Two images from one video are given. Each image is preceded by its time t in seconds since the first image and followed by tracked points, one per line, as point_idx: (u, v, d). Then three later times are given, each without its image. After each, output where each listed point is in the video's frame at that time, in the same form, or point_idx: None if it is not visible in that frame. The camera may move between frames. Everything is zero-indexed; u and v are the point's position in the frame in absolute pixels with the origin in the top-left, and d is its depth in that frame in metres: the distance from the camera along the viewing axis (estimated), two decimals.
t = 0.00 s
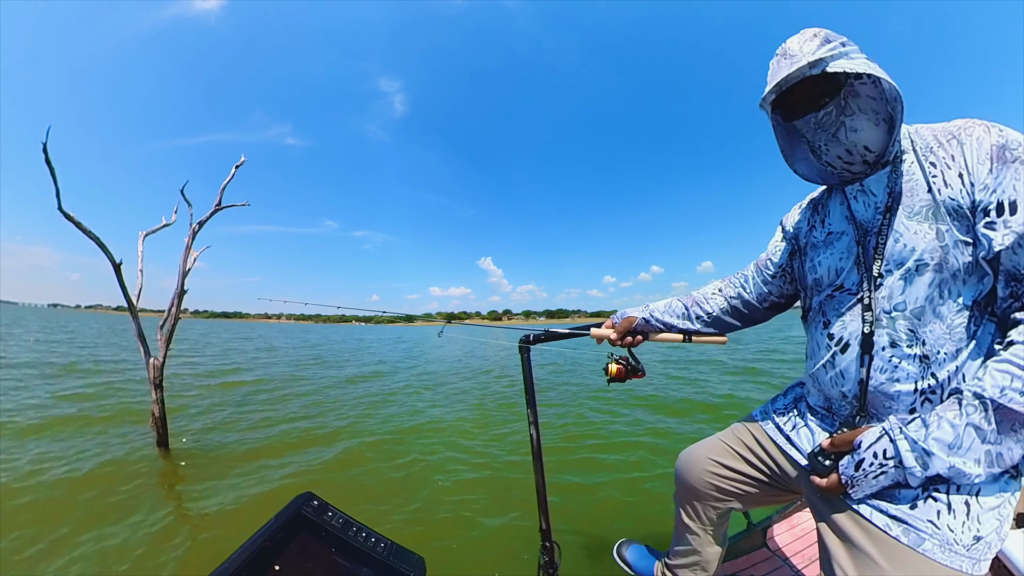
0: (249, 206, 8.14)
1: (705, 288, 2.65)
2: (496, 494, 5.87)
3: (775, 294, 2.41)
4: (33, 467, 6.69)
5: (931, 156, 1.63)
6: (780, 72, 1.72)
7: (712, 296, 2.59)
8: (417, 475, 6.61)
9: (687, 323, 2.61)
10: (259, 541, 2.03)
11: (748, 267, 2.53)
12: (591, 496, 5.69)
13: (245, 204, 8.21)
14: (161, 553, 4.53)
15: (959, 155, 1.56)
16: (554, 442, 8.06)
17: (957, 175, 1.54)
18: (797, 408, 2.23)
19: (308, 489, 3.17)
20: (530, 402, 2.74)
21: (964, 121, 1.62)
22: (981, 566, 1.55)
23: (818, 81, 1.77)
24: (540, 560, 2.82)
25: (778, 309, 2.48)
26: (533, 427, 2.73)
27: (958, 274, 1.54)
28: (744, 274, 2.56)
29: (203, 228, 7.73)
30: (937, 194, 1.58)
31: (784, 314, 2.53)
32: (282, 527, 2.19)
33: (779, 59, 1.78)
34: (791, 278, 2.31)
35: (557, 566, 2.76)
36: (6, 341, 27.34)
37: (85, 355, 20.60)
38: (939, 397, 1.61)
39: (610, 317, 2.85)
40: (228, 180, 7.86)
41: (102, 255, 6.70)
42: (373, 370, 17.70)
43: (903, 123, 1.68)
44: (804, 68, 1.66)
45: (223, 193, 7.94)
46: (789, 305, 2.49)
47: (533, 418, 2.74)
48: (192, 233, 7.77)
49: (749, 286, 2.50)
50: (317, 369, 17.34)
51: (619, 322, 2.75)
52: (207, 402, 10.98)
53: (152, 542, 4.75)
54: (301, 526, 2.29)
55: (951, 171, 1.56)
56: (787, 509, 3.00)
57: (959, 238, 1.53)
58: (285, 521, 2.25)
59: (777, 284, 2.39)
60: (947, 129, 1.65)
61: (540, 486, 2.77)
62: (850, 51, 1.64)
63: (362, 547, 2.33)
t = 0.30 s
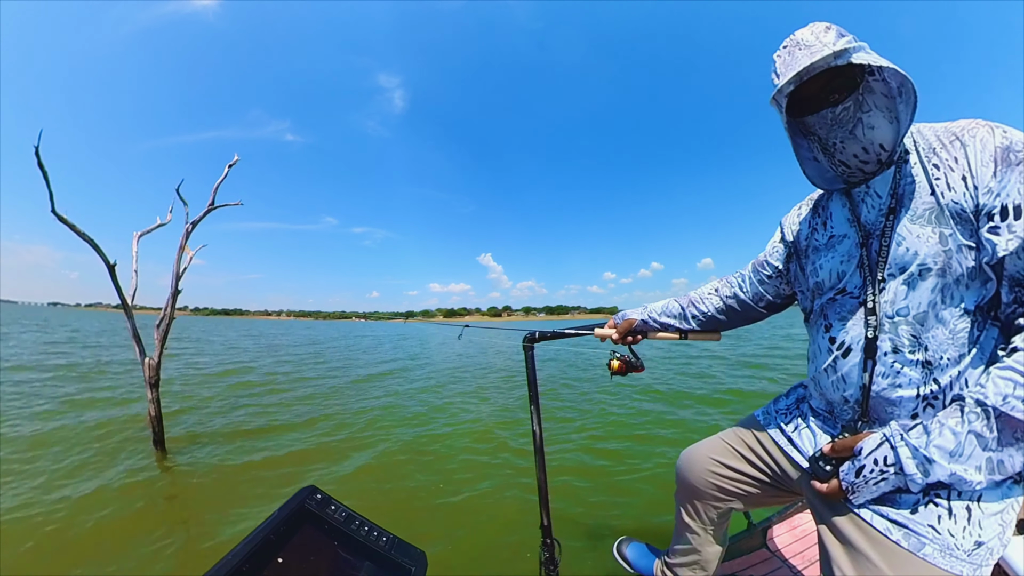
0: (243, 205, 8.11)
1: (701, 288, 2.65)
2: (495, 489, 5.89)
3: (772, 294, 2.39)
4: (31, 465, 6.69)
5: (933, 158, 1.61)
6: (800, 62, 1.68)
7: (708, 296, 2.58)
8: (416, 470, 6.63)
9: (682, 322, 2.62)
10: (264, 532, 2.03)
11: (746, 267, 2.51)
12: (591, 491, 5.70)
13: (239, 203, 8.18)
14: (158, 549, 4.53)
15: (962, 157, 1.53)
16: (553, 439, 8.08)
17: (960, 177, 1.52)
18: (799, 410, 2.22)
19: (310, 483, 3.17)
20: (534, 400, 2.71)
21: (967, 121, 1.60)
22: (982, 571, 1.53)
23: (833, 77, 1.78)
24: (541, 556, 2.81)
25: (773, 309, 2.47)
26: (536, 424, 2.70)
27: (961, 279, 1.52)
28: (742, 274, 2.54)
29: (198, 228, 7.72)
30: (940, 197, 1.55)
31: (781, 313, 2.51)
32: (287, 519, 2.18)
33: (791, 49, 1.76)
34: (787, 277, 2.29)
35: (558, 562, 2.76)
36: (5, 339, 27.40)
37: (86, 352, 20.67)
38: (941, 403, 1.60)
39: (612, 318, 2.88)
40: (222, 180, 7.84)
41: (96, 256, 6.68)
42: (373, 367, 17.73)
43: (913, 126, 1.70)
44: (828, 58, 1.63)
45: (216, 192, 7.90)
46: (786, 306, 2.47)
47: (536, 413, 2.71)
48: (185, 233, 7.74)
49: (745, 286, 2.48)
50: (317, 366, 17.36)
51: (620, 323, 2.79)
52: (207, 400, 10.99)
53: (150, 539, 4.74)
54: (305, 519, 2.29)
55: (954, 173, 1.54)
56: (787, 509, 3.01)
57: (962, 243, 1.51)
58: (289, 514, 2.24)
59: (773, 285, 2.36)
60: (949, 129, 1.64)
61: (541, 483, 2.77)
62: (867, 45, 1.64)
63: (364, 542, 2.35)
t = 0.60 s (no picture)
0: (236, 203, 8.16)
1: (707, 296, 2.64)
2: (497, 486, 5.91)
3: (781, 299, 2.39)
4: (34, 464, 6.73)
5: (937, 155, 1.61)
6: (804, 62, 1.67)
7: (716, 303, 2.58)
8: (416, 466, 6.67)
9: (691, 332, 2.61)
10: (268, 529, 2.05)
11: (752, 271, 2.51)
12: (592, 488, 5.71)
13: (231, 201, 8.24)
14: (160, 550, 4.56)
15: (966, 155, 1.53)
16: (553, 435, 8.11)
17: (963, 175, 1.52)
18: (802, 408, 2.23)
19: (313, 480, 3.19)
20: (538, 396, 2.71)
21: (971, 119, 1.60)
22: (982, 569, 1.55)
23: (837, 75, 1.76)
24: (544, 553, 2.84)
25: (782, 312, 2.48)
26: (541, 421, 2.71)
27: (963, 277, 1.53)
28: (749, 278, 2.54)
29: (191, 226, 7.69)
30: (943, 195, 1.55)
31: (790, 316, 2.52)
32: (291, 515, 2.20)
33: (794, 48, 1.74)
34: (796, 281, 2.29)
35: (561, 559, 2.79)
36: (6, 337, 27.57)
37: (88, 350, 20.76)
38: (944, 401, 1.61)
39: (617, 331, 2.82)
40: (212, 178, 7.69)
41: (90, 255, 6.71)
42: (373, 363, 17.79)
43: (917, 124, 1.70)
44: (832, 58, 1.62)
45: (208, 190, 7.91)
46: (794, 308, 2.48)
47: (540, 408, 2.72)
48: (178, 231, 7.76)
49: (753, 291, 2.49)
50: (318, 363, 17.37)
51: (626, 335, 2.72)
52: (208, 397, 11.02)
53: (152, 538, 4.77)
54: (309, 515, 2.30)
55: (957, 171, 1.54)
56: (791, 509, 3.02)
57: (965, 241, 1.51)
58: (294, 510, 2.26)
59: (782, 288, 2.37)
60: (953, 127, 1.63)
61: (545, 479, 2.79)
62: (871, 44, 1.63)
63: (369, 537, 2.37)
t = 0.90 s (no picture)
0: (231, 199, 8.23)
1: (712, 293, 2.63)
2: (499, 483, 5.94)
3: (786, 294, 2.38)
4: (38, 462, 6.76)
5: (942, 149, 1.59)
6: (810, 56, 1.65)
7: (721, 301, 2.57)
8: (418, 463, 6.71)
9: (695, 331, 2.60)
10: (274, 529, 2.05)
11: (756, 267, 2.50)
12: (594, 485, 5.72)
13: (226, 196, 8.30)
14: (163, 545, 4.59)
15: (972, 148, 1.51)
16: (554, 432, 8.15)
17: (969, 169, 1.50)
18: (807, 404, 2.22)
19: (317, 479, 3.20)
20: (542, 394, 2.70)
21: (976, 113, 1.58)
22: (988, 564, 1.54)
23: (844, 70, 1.74)
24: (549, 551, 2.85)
25: (787, 308, 2.47)
26: (544, 419, 2.70)
27: (968, 270, 1.52)
28: (753, 274, 2.53)
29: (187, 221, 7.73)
30: (949, 188, 1.53)
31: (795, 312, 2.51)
32: (297, 516, 2.21)
33: (800, 42, 1.72)
34: (801, 276, 2.28)
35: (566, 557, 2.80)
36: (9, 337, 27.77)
37: (90, 349, 20.86)
38: (949, 395, 1.60)
39: (621, 332, 2.82)
40: (211, 173, 7.89)
41: (87, 251, 6.76)
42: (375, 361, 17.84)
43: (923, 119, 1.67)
44: (840, 52, 1.59)
45: (204, 185, 7.99)
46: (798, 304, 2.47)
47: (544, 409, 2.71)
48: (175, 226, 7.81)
49: (758, 287, 2.48)
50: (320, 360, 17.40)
51: (630, 336, 2.72)
52: (211, 395, 11.06)
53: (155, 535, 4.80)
54: (315, 515, 2.31)
55: (963, 165, 1.52)
56: (796, 506, 3.04)
57: (971, 235, 1.49)
58: (299, 510, 2.27)
59: (788, 284, 2.36)
60: (958, 121, 1.62)
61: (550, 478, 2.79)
62: (877, 40, 1.61)
63: (374, 537, 2.37)
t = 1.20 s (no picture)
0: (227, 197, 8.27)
1: (717, 296, 2.63)
2: (500, 484, 5.93)
3: (791, 293, 2.38)
4: (38, 463, 6.76)
5: (943, 145, 1.58)
6: (813, 53, 1.64)
7: (726, 304, 2.57)
8: (419, 463, 6.71)
9: (702, 336, 2.60)
10: (279, 531, 2.06)
11: (760, 267, 2.50)
12: (595, 485, 5.71)
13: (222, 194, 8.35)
14: (164, 545, 4.61)
15: (973, 143, 1.50)
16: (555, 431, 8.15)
17: (969, 164, 1.50)
18: (811, 401, 2.22)
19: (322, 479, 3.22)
20: (545, 394, 2.69)
21: (976, 109, 1.58)
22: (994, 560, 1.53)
23: (846, 67, 1.74)
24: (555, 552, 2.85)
25: (793, 307, 2.48)
26: (548, 419, 2.71)
27: (970, 265, 1.51)
28: (757, 275, 2.53)
29: (183, 219, 7.74)
30: (950, 183, 1.53)
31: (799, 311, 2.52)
32: (301, 518, 2.21)
33: (803, 39, 1.72)
34: (805, 274, 2.28)
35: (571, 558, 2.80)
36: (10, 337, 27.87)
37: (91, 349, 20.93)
38: (951, 389, 1.59)
39: (627, 341, 2.81)
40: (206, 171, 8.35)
41: (82, 248, 6.79)
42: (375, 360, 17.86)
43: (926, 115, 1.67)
44: (843, 49, 1.60)
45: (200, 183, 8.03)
46: (803, 303, 2.48)
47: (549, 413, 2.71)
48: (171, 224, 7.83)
49: (762, 287, 2.48)
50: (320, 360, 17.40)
51: (636, 346, 2.71)
52: (211, 395, 11.06)
53: (155, 537, 4.79)
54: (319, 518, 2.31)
55: (964, 160, 1.51)
56: (802, 505, 3.04)
57: (972, 229, 1.49)
58: (303, 513, 2.27)
59: (792, 283, 2.36)
60: (958, 117, 1.61)
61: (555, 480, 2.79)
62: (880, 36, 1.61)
63: (378, 539, 2.37)
